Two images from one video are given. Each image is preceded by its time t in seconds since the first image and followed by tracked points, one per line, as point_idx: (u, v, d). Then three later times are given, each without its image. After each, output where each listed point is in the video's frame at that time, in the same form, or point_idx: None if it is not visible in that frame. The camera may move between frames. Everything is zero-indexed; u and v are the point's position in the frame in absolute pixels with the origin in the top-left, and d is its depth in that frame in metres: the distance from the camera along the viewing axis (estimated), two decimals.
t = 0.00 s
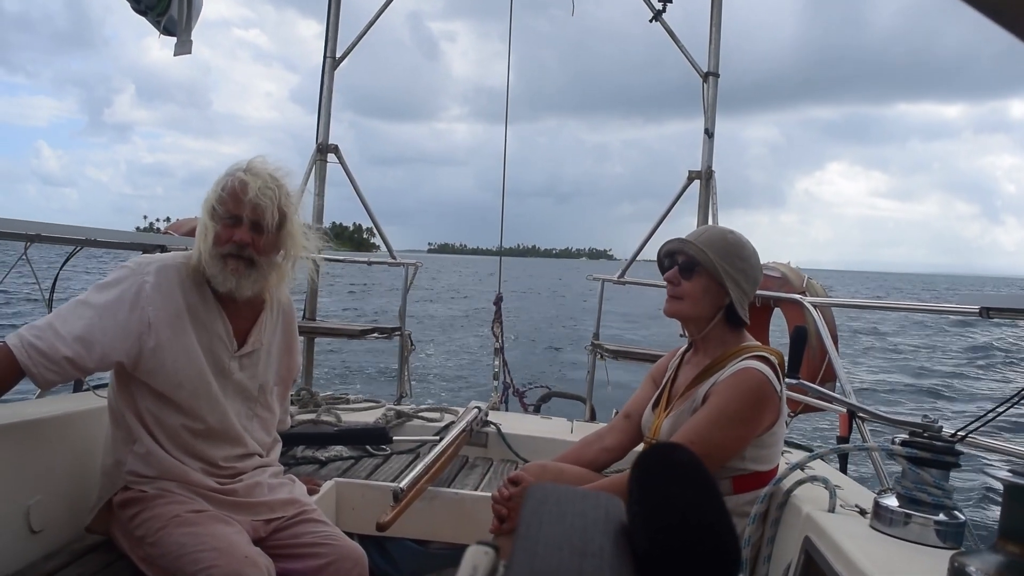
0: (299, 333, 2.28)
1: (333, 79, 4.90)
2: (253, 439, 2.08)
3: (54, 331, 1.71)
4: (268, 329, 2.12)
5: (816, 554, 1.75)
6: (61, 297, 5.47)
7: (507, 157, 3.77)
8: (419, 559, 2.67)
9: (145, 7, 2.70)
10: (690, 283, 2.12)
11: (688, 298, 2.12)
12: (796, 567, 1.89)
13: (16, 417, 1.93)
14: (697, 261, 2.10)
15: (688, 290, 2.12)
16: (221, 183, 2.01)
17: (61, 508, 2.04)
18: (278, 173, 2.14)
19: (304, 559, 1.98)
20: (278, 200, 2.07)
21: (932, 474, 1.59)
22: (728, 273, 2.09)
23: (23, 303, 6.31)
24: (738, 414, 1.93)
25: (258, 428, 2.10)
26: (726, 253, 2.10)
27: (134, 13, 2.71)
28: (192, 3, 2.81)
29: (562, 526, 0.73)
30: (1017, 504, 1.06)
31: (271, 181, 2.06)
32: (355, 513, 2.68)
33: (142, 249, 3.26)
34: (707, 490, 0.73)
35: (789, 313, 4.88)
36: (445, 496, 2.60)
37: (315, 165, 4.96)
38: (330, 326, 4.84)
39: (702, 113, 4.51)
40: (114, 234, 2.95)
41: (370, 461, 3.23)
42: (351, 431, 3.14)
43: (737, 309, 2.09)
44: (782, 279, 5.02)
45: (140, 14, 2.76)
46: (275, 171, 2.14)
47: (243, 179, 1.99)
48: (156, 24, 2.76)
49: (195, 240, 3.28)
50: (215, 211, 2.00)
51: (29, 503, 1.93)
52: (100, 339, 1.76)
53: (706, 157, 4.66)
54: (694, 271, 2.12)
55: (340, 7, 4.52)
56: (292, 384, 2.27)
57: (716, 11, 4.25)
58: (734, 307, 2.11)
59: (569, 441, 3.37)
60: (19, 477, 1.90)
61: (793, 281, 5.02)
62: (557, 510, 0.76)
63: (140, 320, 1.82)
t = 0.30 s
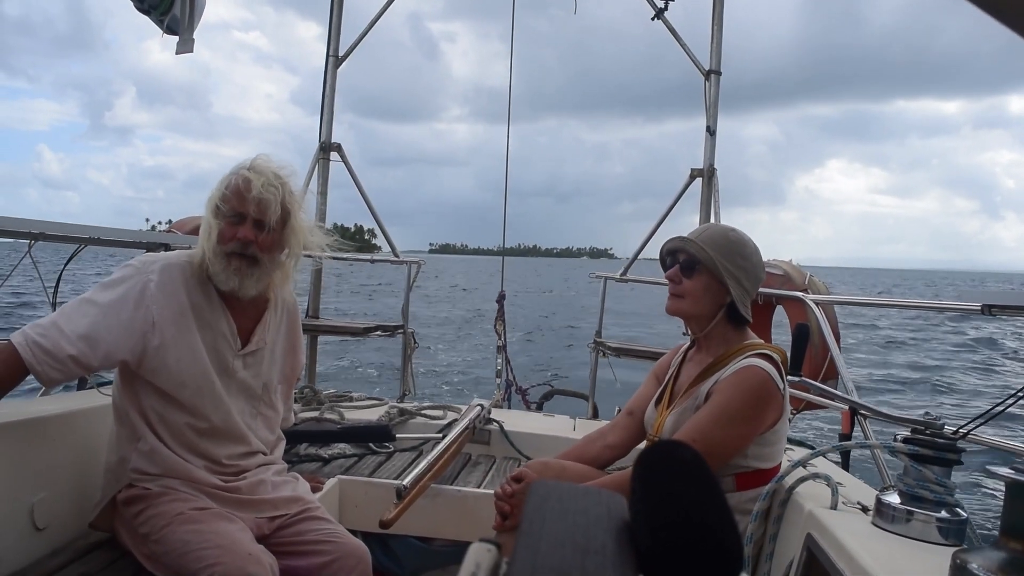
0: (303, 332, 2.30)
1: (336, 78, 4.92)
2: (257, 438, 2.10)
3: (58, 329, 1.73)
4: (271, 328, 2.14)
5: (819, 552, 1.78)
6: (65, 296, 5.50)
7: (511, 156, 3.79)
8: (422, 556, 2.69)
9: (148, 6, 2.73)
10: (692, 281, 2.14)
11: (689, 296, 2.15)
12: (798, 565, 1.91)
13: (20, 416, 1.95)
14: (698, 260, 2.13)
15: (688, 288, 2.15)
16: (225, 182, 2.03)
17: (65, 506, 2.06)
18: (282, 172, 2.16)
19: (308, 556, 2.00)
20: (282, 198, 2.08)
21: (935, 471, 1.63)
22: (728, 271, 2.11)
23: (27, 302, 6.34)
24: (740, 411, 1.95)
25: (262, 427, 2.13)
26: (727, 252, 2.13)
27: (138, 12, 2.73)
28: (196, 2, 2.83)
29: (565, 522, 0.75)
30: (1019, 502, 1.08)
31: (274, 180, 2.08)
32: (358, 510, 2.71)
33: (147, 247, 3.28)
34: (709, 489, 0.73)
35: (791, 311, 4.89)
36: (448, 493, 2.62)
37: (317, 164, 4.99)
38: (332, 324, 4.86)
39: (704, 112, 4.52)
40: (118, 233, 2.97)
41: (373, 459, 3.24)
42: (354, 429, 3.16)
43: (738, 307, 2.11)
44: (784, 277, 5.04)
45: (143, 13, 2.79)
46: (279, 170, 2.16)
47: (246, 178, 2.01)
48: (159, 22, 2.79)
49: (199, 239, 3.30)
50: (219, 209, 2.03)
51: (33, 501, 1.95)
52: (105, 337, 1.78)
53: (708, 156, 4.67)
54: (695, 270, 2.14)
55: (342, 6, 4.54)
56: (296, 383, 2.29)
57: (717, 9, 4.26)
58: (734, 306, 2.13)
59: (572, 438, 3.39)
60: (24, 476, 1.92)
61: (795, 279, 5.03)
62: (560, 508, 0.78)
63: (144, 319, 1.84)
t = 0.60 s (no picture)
0: (306, 332, 2.28)
1: (337, 76, 4.90)
2: (258, 437, 2.09)
3: (60, 328, 1.72)
4: (273, 328, 2.12)
5: (820, 551, 1.76)
6: (65, 295, 5.49)
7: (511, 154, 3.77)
8: (423, 554, 2.68)
9: (148, 4, 2.71)
10: (694, 281, 2.12)
11: (691, 296, 2.13)
12: (800, 564, 1.90)
13: (19, 414, 1.94)
14: (700, 259, 2.11)
15: (691, 288, 2.13)
16: (231, 180, 2.01)
17: (65, 504, 2.05)
18: (286, 170, 2.14)
19: (309, 555, 1.99)
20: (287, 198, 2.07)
21: (936, 469, 1.62)
22: (730, 269, 2.10)
23: (28, 300, 6.33)
24: (743, 411, 1.94)
25: (263, 427, 2.11)
26: (729, 250, 2.11)
27: (138, 10, 2.71)
28: None
29: (566, 520, 0.73)
30: (1021, 500, 1.07)
31: (280, 179, 2.06)
32: (358, 509, 2.69)
33: (147, 246, 3.26)
34: (710, 484, 0.70)
35: (792, 309, 4.88)
36: (448, 492, 2.60)
37: (318, 162, 4.97)
38: (333, 322, 4.84)
39: (706, 110, 4.51)
40: (118, 231, 2.95)
41: (373, 457, 3.23)
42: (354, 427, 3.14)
43: (740, 306, 2.09)
44: (786, 276, 5.03)
45: (143, 10, 2.76)
46: (284, 169, 2.13)
47: (253, 177, 1.99)
48: (160, 20, 2.76)
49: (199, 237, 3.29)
50: (223, 207, 2.01)
51: (33, 499, 1.94)
52: (107, 336, 1.76)
53: (710, 153, 4.66)
54: (697, 269, 2.12)
55: (343, 3, 4.51)
56: (298, 383, 2.28)
57: (720, 7, 4.24)
58: (737, 305, 2.11)
59: (573, 436, 3.37)
60: (24, 473, 1.91)
61: (797, 277, 5.02)
62: (561, 506, 0.76)
63: (146, 318, 1.83)
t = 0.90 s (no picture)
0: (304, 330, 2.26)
1: (334, 74, 4.87)
2: (257, 437, 2.07)
3: (58, 328, 1.71)
4: (273, 327, 2.09)
5: (821, 550, 1.74)
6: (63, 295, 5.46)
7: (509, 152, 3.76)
8: (422, 554, 2.66)
9: (145, 2, 2.68)
10: (692, 280, 2.10)
11: (690, 295, 2.11)
12: (800, 562, 1.87)
13: (17, 413, 1.92)
14: (698, 258, 2.09)
15: (690, 287, 2.11)
16: (244, 182, 1.94)
17: (64, 503, 2.02)
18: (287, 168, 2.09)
19: (309, 555, 1.96)
20: (299, 199, 2.05)
21: (935, 467, 1.60)
22: (729, 268, 2.08)
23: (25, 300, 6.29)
24: (744, 411, 1.92)
25: (262, 427, 2.09)
26: (728, 249, 2.09)
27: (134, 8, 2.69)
28: None
29: (564, 519, 0.70)
30: (1021, 496, 1.05)
31: (289, 181, 2.04)
32: (357, 508, 2.67)
33: (144, 245, 3.23)
34: (709, 484, 0.66)
35: (792, 307, 4.86)
36: (447, 491, 2.58)
37: (316, 160, 4.95)
38: (332, 321, 4.82)
39: (705, 107, 4.49)
40: (115, 230, 2.93)
41: (372, 456, 3.21)
42: (353, 426, 3.12)
43: (741, 305, 2.07)
44: (785, 273, 5.01)
45: (140, 8, 2.74)
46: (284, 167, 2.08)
47: (272, 181, 1.96)
48: (156, 19, 2.74)
49: (197, 236, 3.26)
50: (238, 211, 1.93)
51: (32, 498, 1.91)
52: (105, 337, 1.74)
53: (709, 151, 4.64)
54: (696, 268, 2.10)
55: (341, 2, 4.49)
56: (297, 382, 2.25)
57: (718, 4, 4.22)
58: (737, 303, 2.09)
59: (573, 435, 3.35)
60: (21, 473, 1.89)
61: (796, 275, 5.01)
62: (559, 505, 0.72)
63: (145, 319, 1.80)
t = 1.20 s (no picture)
0: (301, 329, 2.27)
1: (334, 72, 4.89)
2: (254, 435, 2.08)
3: (55, 323, 1.73)
4: (270, 326, 2.10)
5: (818, 547, 1.76)
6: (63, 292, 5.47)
7: (507, 151, 3.78)
8: (421, 551, 2.68)
9: (145, 2, 2.69)
10: (688, 280, 2.13)
11: (686, 295, 2.14)
12: (797, 560, 1.89)
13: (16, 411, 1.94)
14: (693, 259, 2.11)
15: (686, 287, 2.13)
16: (248, 182, 1.96)
17: (64, 501, 2.04)
18: (289, 170, 2.11)
19: (307, 551, 1.98)
20: (301, 199, 2.06)
21: (933, 465, 1.61)
22: (724, 268, 2.10)
23: (24, 298, 6.31)
24: (739, 408, 1.93)
25: (259, 424, 2.11)
26: (722, 249, 2.11)
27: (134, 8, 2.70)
28: None
29: (561, 518, 0.68)
30: (1017, 494, 1.07)
31: (291, 181, 2.06)
32: (356, 506, 2.69)
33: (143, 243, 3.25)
34: (707, 483, 0.66)
35: (789, 305, 4.89)
36: (446, 488, 2.60)
37: (315, 159, 4.96)
38: (331, 319, 4.83)
39: (704, 106, 4.51)
40: (115, 229, 2.94)
41: (371, 454, 3.23)
42: (352, 424, 3.14)
43: (736, 304, 2.09)
44: (783, 272, 5.03)
45: (140, 8, 2.75)
46: (286, 168, 2.10)
47: (276, 182, 1.99)
48: (157, 18, 2.75)
49: (196, 235, 3.27)
50: (241, 211, 1.95)
51: (32, 496, 1.93)
52: (101, 333, 1.76)
53: (707, 149, 4.66)
54: (690, 269, 2.12)
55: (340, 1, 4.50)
56: (295, 380, 2.27)
57: (717, 4, 4.24)
58: (733, 302, 2.11)
59: (571, 433, 3.37)
60: (21, 471, 1.91)
61: (793, 273, 5.03)
62: (557, 505, 0.71)
63: (140, 315, 1.82)
